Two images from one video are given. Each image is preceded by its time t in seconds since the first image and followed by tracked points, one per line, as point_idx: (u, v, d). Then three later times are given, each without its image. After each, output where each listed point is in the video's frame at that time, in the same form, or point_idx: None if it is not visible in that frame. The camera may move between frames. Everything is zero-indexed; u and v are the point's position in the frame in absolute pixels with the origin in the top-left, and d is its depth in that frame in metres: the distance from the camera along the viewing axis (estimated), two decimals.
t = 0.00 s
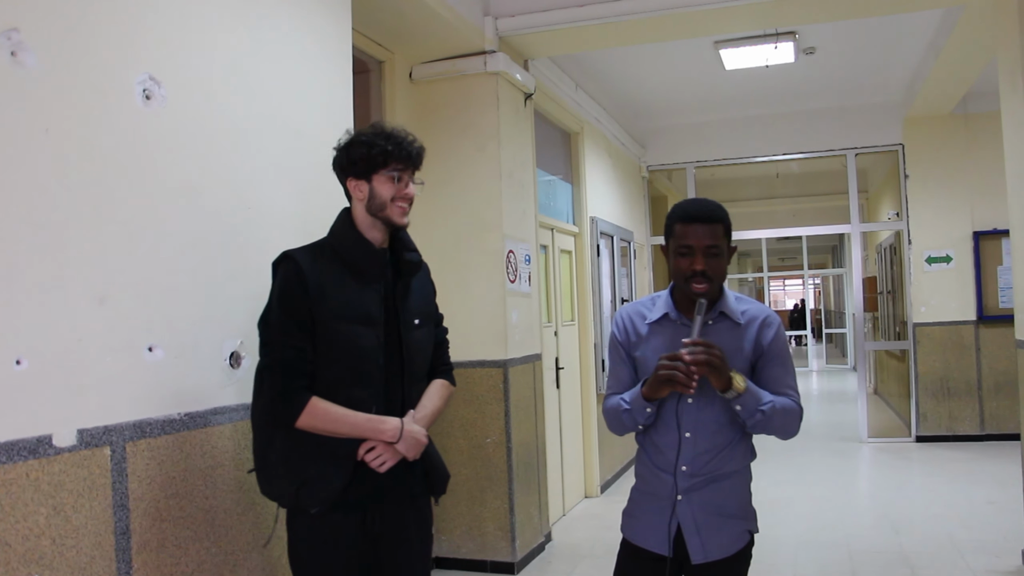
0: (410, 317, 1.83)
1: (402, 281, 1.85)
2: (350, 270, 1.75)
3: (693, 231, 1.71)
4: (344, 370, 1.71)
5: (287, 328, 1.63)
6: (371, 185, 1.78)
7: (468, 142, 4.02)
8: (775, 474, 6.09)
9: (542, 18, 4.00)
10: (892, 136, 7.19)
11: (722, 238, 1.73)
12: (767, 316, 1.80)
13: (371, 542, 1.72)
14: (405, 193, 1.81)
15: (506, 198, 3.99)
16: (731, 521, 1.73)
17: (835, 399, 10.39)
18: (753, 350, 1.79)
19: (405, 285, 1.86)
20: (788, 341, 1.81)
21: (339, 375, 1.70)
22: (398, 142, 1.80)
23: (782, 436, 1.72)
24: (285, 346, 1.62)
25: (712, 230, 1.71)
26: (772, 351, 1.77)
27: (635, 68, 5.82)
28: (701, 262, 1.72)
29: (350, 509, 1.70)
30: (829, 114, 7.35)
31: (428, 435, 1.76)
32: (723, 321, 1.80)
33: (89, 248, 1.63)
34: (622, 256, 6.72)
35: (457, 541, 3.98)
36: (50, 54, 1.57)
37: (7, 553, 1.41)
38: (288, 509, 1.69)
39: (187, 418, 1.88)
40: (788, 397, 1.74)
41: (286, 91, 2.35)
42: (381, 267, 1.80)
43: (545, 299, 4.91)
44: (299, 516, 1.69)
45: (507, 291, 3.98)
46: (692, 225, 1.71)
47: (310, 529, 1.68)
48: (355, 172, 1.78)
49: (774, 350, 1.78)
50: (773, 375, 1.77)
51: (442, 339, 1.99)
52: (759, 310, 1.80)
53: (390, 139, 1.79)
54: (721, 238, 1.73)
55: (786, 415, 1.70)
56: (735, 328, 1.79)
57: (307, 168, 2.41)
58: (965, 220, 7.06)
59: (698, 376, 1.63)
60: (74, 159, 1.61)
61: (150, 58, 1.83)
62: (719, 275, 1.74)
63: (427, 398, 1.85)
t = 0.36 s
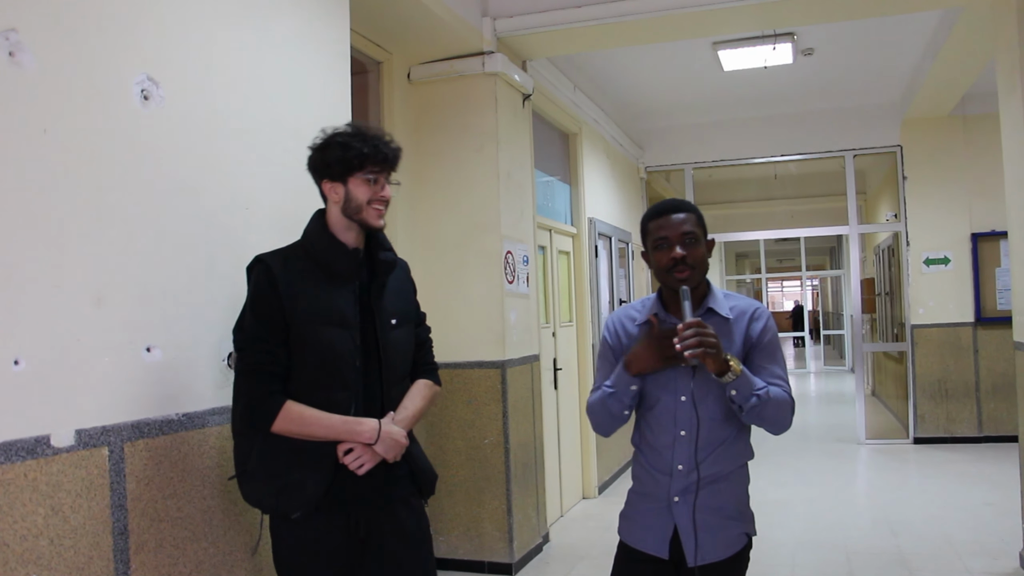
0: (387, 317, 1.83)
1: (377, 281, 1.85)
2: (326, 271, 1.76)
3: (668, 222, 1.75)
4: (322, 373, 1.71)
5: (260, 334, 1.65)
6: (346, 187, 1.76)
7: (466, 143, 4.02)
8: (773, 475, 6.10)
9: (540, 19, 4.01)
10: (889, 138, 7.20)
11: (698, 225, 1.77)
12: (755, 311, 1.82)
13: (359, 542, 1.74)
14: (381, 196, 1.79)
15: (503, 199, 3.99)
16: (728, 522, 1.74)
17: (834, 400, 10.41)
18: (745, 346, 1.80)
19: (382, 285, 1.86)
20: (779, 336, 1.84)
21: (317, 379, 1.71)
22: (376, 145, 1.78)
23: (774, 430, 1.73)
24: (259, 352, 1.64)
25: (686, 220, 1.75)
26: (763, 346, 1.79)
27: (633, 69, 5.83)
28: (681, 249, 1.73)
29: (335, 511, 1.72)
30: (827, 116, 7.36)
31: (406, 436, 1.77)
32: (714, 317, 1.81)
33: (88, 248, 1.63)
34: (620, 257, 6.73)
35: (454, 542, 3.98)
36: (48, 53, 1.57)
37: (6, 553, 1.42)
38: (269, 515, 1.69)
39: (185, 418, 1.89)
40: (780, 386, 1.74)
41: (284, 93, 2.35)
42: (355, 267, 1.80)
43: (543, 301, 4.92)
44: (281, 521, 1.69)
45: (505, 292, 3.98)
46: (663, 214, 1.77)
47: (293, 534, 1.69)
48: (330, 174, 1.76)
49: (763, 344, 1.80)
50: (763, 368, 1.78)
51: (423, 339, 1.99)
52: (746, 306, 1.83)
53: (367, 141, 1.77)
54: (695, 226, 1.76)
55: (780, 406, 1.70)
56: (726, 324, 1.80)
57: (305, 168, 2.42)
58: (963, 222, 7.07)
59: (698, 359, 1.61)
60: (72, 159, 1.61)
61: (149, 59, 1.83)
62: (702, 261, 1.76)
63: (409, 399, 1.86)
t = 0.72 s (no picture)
0: (392, 316, 1.84)
1: (379, 280, 1.85)
2: (329, 274, 1.76)
3: (660, 225, 1.75)
4: (329, 374, 1.72)
5: (265, 337, 1.65)
6: (343, 191, 1.77)
7: (470, 143, 4.02)
8: (778, 476, 6.09)
9: (545, 20, 4.01)
10: (895, 138, 7.18)
11: (688, 225, 1.77)
12: (755, 308, 1.81)
13: (371, 542, 1.73)
14: (379, 197, 1.80)
15: (509, 199, 3.99)
16: (735, 523, 1.73)
17: (839, 401, 10.38)
18: (747, 344, 1.80)
19: (385, 284, 1.86)
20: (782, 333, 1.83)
21: (324, 380, 1.71)
22: (370, 147, 1.78)
23: (779, 425, 1.73)
24: (265, 355, 1.64)
25: (677, 221, 1.75)
26: (766, 342, 1.79)
27: (637, 70, 5.82)
28: (673, 251, 1.74)
29: (345, 511, 1.71)
30: (833, 116, 7.34)
31: (414, 435, 1.77)
32: (716, 317, 1.81)
33: (96, 249, 1.64)
34: (624, 257, 6.72)
35: (460, 543, 3.98)
36: (55, 55, 1.58)
37: (13, 553, 1.42)
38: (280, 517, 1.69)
39: (192, 418, 1.89)
40: (782, 380, 1.73)
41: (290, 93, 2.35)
42: (358, 268, 1.81)
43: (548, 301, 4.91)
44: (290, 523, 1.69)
45: (510, 293, 3.98)
46: (651, 219, 1.78)
47: (305, 535, 1.68)
48: (326, 178, 1.77)
49: (765, 341, 1.79)
50: (765, 364, 1.77)
51: (428, 338, 1.99)
52: (746, 303, 1.82)
53: (361, 144, 1.77)
54: (687, 228, 1.76)
55: (783, 401, 1.70)
56: (728, 323, 1.80)
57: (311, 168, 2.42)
58: (969, 222, 7.05)
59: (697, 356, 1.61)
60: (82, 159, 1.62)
61: (156, 60, 1.84)
62: (696, 261, 1.76)
63: (417, 398, 1.85)
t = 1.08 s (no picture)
0: (422, 315, 1.83)
1: (409, 280, 1.84)
2: (358, 274, 1.76)
3: (663, 219, 1.78)
4: (357, 371, 1.72)
5: (293, 335, 1.66)
6: (363, 188, 1.78)
7: (473, 145, 4.02)
8: (779, 477, 6.08)
9: (547, 20, 4.01)
10: (897, 139, 7.17)
11: (692, 220, 1.78)
12: (758, 307, 1.82)
13: (393, 536, 1.73)
14: (397, 199, 1.78)
15: (511, 200, 3.99)
16: (737, 522, 1.73)
17: (840, 402, 10.37)
18: (750, 342, 1.80)
19: (415, 283, 1.86)
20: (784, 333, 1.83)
21: (352, 376, 1.72)
22: (392, 148, 1.77)
23: (783, 424, 1.72)
24: (292, 353, 1.66)
25: (681, 216, 1.77)
26: (769, 341, 1.79)
27: (639, 71, 5.82)
28: (677, 243, 1.74)
29: (370, 506, 1.70)
30: (834, 117, 7.33)
31: (444, 434, 1.74)
32: (720, 315, 1.80)
33: (96, 250, 1.64)
34: (626, 258, 6.72)
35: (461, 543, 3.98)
36: (58, 56, 1.58)
37: (14, 554, 1.42)
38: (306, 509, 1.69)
39: (194, 419, 1.89)
40: (786, 379, 1.73)
41: (292, 94, 2.35)
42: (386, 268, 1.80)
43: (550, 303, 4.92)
44: (315, 517, 1.68)
45: (513, 293, 3.97)
46: (657, 215, 1.80)
47: (329, 528, 1.67)
48: (352, 175, 1.80)
49: (767, 340, 1.79)
50: (770, 362, 1.77)
51: (464, 337, 1.97)
52: (748, 302, 1.83)
53: (384, 144, 1.77)
54: (691, 223, 1.77)
55: (786, 398, 1.69)
56: (732, 320, 1.80)
57: (313, 169, 2.42)
58: (971, 223, 7.04)
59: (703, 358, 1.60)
60: (84, 160, 1.62)
61: (157, 61, 1.83)
62: (698, 254, 1.76)
63: (451, 396, 1.83)
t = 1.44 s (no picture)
0: (444, 318, 1.81)
1: (435, 282, 1.84)
2: (382, 275, 1.80)
3: (671, 217, 1.77)
4: (375, 368, 1.76)
5: (316, 331, 1.75)
6: (391, 190, 1.87)
7: (470, 146, 4.03)
8: (775, 478, 6.09)
9: (544, 22, 4.02)
10: (893, 141, 7.20)
11: (701, 222, 1.78)
12: (753, 312, 1.82)
13: (398, 532, 1.74)
14: (420, 197, 1.84)
15: (507, 201, 3.99)
16: (731, 523, 1.74)
17: (836, 403, 10.39)
18: (745, 346, 1.80)
19: (442, 286, 1.85)
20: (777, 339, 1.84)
21: (371, 373, 1.76)
22: (413, 149, 1.85)
23: (767, 432, 1.73)
24: (316, 347, 1.74)
25: (691, 217, 1.76)
26: (762, 347, 1.80)
27: (636, 72, 5.83)
28: (683, 243, 1.74)
29: (376, 500, 1.73)
30: (830, 119, 7.36)
31: (454, 437, 1.71)
32: (715, 319, 1.81)
33: (93, 250, 1.64)
34: (623, 259, 6.73)
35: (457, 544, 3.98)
36: (54, 57, 1.58)
37: (11, 555, 1.42)
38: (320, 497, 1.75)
39: (190, 420, 1.89)
40: (775, 388, 1.75)
41: (290, 96, 2.35)
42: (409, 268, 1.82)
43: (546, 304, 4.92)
44: (331, 504, 1.74)
45: (510, 294, 3.98)
46: (667, 212, 1.79)
47: (338, 516, 1.72)
48: (385, 180, 1.90)
49: (761, 346, 1.80)
50: (761, 370, 1.78)
51: (500, 340, 1.91)
52: (744, 306, 1.83)
53: (406, 147, 1.86)
54: (700, 225, 1.77)
55: (774, 406, 1.70)
56: (727, 325, 1.80)
57: (310, 170, 2.42)
58: (967, 225, 7.06)
59: (694, 358, 1.63)
60: (81, 160, 1.62)
61: (154, 62, 1.84)
62: (703, 256, 1.77)
63: (475, 399, 1.80)
